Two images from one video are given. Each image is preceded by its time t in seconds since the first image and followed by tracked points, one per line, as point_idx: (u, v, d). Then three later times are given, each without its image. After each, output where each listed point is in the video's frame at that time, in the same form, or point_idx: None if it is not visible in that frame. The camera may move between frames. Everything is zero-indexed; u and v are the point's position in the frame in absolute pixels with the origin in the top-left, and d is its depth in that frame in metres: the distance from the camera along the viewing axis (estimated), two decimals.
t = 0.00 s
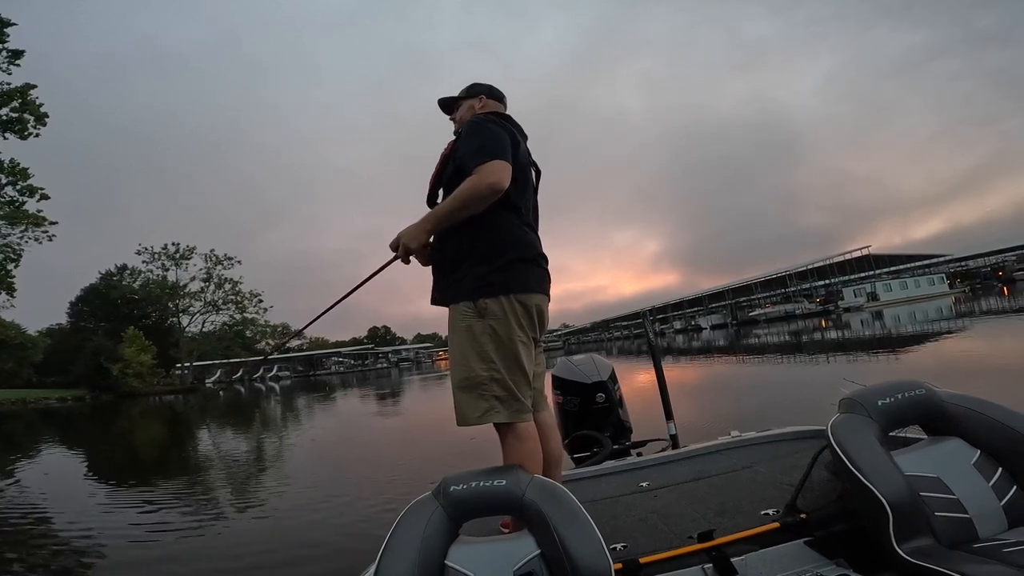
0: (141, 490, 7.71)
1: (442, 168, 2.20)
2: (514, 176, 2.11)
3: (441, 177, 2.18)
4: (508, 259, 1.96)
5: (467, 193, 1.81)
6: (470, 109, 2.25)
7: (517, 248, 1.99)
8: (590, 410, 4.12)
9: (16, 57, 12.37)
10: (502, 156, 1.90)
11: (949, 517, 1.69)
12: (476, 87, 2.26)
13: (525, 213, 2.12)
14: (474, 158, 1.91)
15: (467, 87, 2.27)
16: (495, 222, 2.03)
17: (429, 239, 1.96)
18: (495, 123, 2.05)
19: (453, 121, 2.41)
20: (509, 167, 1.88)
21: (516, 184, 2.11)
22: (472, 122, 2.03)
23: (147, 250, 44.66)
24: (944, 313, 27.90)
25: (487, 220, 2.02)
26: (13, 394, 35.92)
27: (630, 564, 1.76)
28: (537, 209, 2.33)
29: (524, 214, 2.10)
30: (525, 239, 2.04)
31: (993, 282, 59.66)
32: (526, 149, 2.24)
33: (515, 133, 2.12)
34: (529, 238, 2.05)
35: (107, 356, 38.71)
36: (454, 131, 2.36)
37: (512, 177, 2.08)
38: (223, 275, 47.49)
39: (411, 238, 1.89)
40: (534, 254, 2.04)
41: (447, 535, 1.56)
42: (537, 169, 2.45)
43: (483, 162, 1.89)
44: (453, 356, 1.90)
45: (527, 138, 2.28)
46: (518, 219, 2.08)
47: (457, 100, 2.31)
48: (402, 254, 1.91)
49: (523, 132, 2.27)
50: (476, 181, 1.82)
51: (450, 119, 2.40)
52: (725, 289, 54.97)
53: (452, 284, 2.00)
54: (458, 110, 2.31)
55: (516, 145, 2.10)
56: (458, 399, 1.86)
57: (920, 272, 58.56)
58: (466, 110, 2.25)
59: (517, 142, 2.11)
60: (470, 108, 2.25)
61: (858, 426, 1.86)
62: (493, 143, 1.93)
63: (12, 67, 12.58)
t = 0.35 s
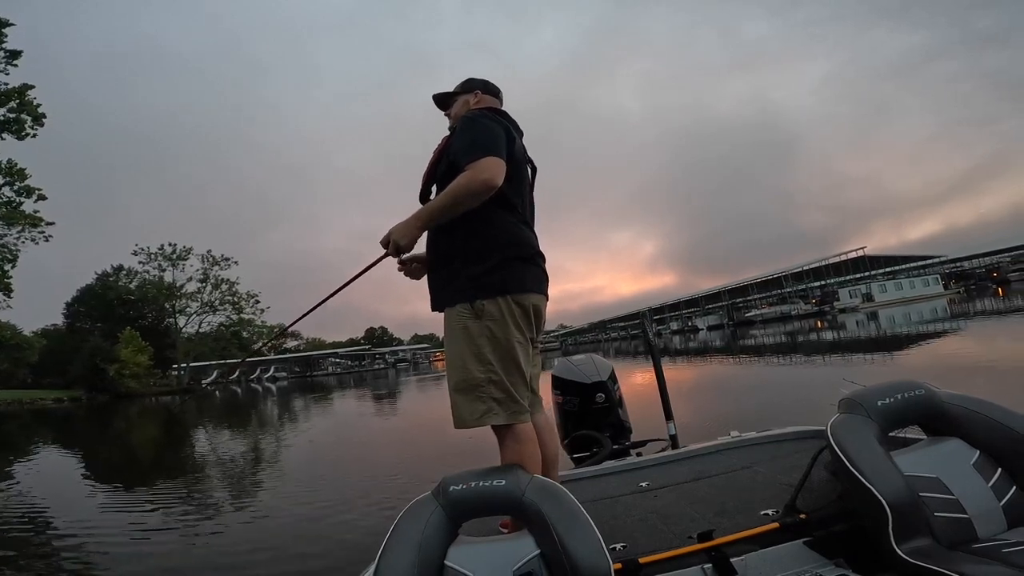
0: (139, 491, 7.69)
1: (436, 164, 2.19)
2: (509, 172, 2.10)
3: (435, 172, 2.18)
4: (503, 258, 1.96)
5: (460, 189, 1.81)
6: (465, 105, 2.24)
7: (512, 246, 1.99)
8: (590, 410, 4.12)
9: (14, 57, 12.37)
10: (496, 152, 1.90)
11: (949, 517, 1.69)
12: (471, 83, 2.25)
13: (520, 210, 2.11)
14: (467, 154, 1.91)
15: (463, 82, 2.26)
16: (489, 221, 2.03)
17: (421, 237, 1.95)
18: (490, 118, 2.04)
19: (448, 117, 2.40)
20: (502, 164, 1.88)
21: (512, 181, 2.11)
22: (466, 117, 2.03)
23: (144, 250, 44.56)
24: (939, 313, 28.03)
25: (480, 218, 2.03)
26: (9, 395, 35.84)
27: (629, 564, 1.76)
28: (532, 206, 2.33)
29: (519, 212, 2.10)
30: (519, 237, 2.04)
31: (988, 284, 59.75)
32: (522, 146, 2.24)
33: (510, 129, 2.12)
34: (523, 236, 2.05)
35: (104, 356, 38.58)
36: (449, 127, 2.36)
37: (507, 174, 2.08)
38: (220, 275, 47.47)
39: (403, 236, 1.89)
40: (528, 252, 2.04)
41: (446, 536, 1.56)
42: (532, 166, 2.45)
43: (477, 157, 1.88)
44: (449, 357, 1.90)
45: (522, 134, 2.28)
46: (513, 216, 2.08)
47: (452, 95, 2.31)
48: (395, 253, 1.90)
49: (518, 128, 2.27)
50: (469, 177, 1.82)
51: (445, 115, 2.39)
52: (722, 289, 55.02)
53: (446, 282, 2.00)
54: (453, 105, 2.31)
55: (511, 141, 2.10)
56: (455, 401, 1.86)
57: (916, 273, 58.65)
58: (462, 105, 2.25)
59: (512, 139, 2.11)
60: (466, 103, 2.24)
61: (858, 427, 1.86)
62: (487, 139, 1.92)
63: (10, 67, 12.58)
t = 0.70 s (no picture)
0: (136, 492, 7.67)
1: (430, 162, 2.19)
2: (505, 171, 2.11)
3: (430, 171, 2.17)
4: (500, 257, 1.96)
5: (455, 187, 1.81)
6: (461, 102, 2.24)
7: (508, 245, 1.99)
8: (590, 410, 4.11)
9: (13, 56, 12.36)
10: (491, 151, 1.90)
11: (949, 517, 1.68)
12: (468, 80, 2.25)
13: (516, 209, 2.11)
14: (462, 153, 1.91)
15: (459, 80, 2.26)
16: (485, 219, 2.03)
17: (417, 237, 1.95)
18: (484, 116, 2.04)
19: (444, 115, 2.40)
20: (498, 163, 1.88)
21: (508, 180, 2.11)
22: (461, 116, 2.02)
23: (142, 250, 44.48)
24: (933, 315, 28.11)
25: (477, 217, 2.02)
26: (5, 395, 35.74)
27: (629, 564, 1.76)
28: (528, 204, 2.33)
29: (515, 211, 2.10)
30: (516, 237, 2.04)
31: (984, 285, 59.92)
32: (518, 144, 2.24)
33: (505, 127, 2.11)
34: (519, 235, 2.05)
35: (100, 355, 38.51)
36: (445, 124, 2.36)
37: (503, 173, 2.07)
38: (218, 275, 47.45)
39: (397, 236, 1.89)
40: (524, 252, 2.04)
41: (446, 536, 1.56)
42: (528, 164, 2.45)
43: (472, 155, 1.88)
44: (446, 359, 1.89)
45: (518, 132, 2.28)
46: (510, 215, 2.08)
47: (448, 93, 2.31)
48: (390, 253, 1.90)
49: (514, 126, 2.27)
50: (464, 176, 1.81)
51: (441, 112, 2.39)
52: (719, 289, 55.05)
53: (443, 283, 1.99)
54: (449, 102, 2.31)
55: (506, 139, 2.10)
56: (454, 403, 1.86)
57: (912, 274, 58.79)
58: (458, 103, 2.25)
59: (507, 136, 2.11)
60: (462, 101, 2.24)
61: (858, 426, 1.86)
62: (482, 137, 1.92)
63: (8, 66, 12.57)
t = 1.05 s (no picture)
0: (133, 491, 7.65)
1: (427, 162, 2.19)
2: (503, 173, 2.11)
3: (426, 171, 2.17)
4: (497, 259, 1.96)
5: (453, 189, 1.81)
6: (459, 102, 2.24)
7: (505, 247, 2.00)
8: (590, 410, 4.11)
9: (12, 55, 12.36)
10: (489, 152, 1.90)
11: (949, 517, 1.68)
12: (465, 80, 2.25)
13: (513, 210, 2.11)
14: (460, 154, 1.90)
15: (456, 80, 2.26)
16: (483, 221, 2.03)
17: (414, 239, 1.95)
18: (482, 117, 2.04)
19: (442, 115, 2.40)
20: (495, 165, 1.88)
21: (505, 181, 2.12)
22: (458, 117, 2.03)
23: (140, 249, 44.42)
24: (930, 316, 28.18)
25: (475, 218, 2.02)
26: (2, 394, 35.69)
27: (629, 564, 1.75)
28: (526, 205, 2.33)
29: (512, 212, 2.10)
30: (513, 238, 2.04)
31: (980, 286, 60.04)
32: (515, 144, 2.24)
33: (502, 128, 2.12)
34: (517, 236, 2.06)
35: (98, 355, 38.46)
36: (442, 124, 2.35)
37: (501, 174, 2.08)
38: (216, 275, 47.44)
39: (395, 239, 1.88)
40: (521, 253, 2.04)
41: (446, 536, 1.56)
42: (525, 165, 2.45)
43: (470, 157, 1.88)
44: (444, 359, 1.89)
45: (516, 132, 2.28)
46: (507, 217, 2.08)
47: (445, 93, 2.31)
48: (387, 256, 1.89)
49: (511, 127, 2.27)
50: (462, 177, 1.81)
51: (439, 112, 2.39)
52: (717, 290, 55.10)
53: (441, 284, 1.99)
54: (446, 103, 2.31)
55: (503, 140, 2.11)
56: (452, 403, 1.86)
57: (909, 275, 58.90)
58: (455, 103, 2.25)
59: (504, 137, 2.11)
60: (459, 101, 2.24)
61: (859, 427, 1.85)
62: (480, 138, 1.92)
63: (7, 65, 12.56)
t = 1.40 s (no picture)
0: (131, 491, 7.62)
1: (429, 164, 2.19)
2: (503, 175, 2.11)
3: (428, 173, 2.18)
4: (498, 260, 1.96)
5: (455, 192, 1.81)
6: (460, 106, 2.24)
7: (506, 248, 2.00)
8: (590, 410, 4.11)
9: (11, 54, 12.35)
10: (491, 154, 1.90)
11: (948, 517, 1.68)
12: (465, 84, 2.25)
13: (514, 212, 2.12)
14: (461, 157, 1.91)
15: (457, 83, 2.26)
16: (484, 223, 2.03)
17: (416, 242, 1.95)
18: (484, 120, 2.04)
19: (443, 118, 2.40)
20: (497, 168, 1.88)
21: (506, 183, 2.12)
22: (459, 119, 2.03)
23: (138, 249, 44.31)
24: (926, 317, 28.26)
25: (477, 220, 2.02)
26: None
27: (629, 564, 1.75)
28: (526, 206, 2.33)
29: (513, 214, 2.11)
30: (514, 240, 2.04)
31: (977, 287, 60.16)
32: (516, 147, 2.24)
33: (503, 131, 2.12)
34: (517, 238, 2.06)
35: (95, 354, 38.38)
36: (443, 127, 2.36)
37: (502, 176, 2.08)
38: (214, 275, 47.40)
39: (397, 242, 1.88)
40: (520, 255, 2.04)
41: (446, 535, 1.56)
42: (525, 167, 2.45)
43: (472, 160, 1.88)
44: (445, 358, 1.89)
45: (517, 135, 2.28)
46: (508, 219, 2.09)
47: (447, 96, 2.31)
48: (389, 258, 1.89)
49: (512, 130, 2.27)
50: (464, 180, 1.82)
51: (440, 115, 2.39)
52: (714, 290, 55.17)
53: (442, 286, 1.99)
54: (448, 105, 2.31)
55: (504, 143, 2.10)
56: (453, 402, 1.86)
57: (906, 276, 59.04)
58: (456, 106, 2.25)
59: (506, 141, 2.11)
60: (460, 105, 2.24)
61: (858, 427, 1.85)
62: (481, 141, 1.92)
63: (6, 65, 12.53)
